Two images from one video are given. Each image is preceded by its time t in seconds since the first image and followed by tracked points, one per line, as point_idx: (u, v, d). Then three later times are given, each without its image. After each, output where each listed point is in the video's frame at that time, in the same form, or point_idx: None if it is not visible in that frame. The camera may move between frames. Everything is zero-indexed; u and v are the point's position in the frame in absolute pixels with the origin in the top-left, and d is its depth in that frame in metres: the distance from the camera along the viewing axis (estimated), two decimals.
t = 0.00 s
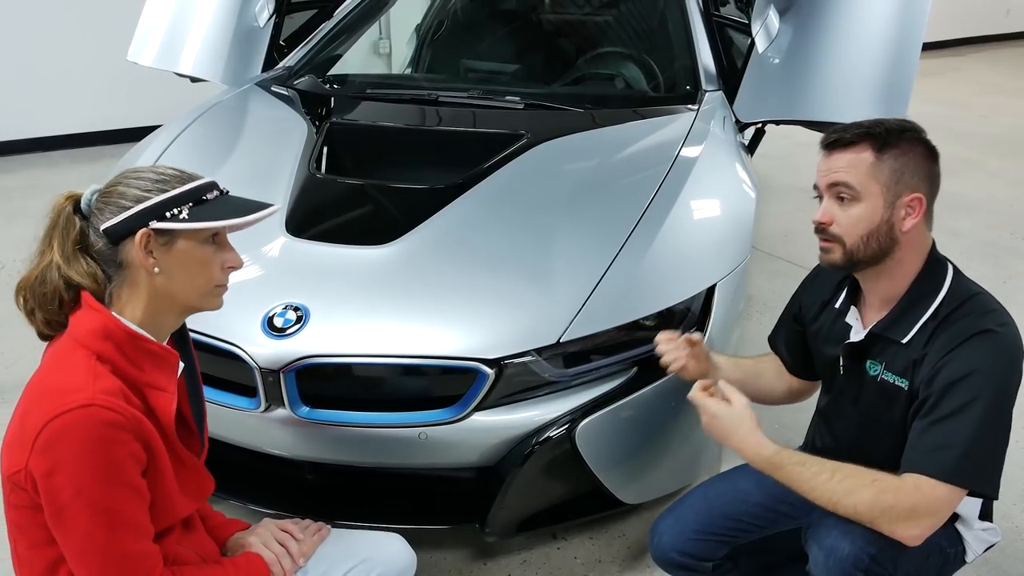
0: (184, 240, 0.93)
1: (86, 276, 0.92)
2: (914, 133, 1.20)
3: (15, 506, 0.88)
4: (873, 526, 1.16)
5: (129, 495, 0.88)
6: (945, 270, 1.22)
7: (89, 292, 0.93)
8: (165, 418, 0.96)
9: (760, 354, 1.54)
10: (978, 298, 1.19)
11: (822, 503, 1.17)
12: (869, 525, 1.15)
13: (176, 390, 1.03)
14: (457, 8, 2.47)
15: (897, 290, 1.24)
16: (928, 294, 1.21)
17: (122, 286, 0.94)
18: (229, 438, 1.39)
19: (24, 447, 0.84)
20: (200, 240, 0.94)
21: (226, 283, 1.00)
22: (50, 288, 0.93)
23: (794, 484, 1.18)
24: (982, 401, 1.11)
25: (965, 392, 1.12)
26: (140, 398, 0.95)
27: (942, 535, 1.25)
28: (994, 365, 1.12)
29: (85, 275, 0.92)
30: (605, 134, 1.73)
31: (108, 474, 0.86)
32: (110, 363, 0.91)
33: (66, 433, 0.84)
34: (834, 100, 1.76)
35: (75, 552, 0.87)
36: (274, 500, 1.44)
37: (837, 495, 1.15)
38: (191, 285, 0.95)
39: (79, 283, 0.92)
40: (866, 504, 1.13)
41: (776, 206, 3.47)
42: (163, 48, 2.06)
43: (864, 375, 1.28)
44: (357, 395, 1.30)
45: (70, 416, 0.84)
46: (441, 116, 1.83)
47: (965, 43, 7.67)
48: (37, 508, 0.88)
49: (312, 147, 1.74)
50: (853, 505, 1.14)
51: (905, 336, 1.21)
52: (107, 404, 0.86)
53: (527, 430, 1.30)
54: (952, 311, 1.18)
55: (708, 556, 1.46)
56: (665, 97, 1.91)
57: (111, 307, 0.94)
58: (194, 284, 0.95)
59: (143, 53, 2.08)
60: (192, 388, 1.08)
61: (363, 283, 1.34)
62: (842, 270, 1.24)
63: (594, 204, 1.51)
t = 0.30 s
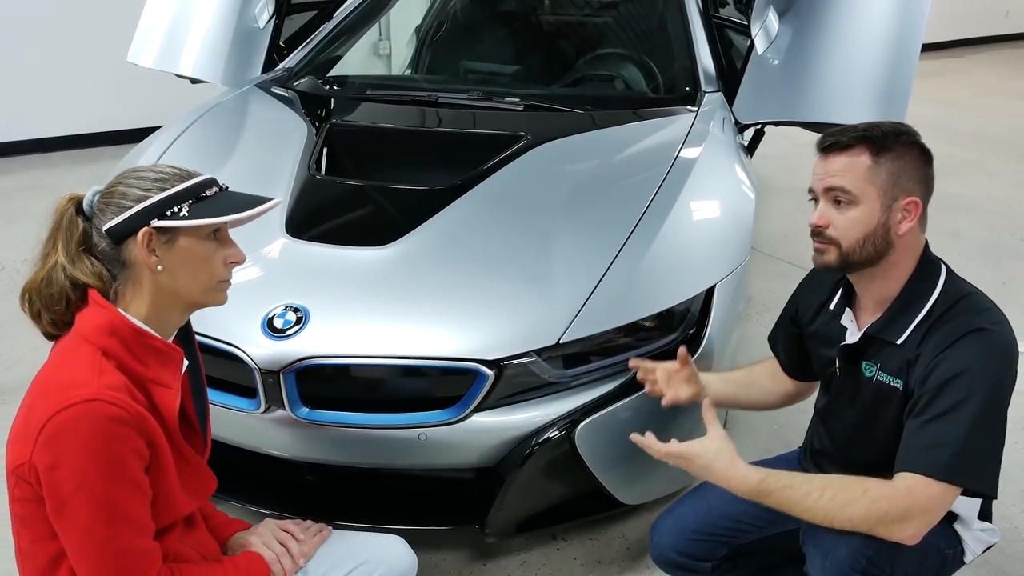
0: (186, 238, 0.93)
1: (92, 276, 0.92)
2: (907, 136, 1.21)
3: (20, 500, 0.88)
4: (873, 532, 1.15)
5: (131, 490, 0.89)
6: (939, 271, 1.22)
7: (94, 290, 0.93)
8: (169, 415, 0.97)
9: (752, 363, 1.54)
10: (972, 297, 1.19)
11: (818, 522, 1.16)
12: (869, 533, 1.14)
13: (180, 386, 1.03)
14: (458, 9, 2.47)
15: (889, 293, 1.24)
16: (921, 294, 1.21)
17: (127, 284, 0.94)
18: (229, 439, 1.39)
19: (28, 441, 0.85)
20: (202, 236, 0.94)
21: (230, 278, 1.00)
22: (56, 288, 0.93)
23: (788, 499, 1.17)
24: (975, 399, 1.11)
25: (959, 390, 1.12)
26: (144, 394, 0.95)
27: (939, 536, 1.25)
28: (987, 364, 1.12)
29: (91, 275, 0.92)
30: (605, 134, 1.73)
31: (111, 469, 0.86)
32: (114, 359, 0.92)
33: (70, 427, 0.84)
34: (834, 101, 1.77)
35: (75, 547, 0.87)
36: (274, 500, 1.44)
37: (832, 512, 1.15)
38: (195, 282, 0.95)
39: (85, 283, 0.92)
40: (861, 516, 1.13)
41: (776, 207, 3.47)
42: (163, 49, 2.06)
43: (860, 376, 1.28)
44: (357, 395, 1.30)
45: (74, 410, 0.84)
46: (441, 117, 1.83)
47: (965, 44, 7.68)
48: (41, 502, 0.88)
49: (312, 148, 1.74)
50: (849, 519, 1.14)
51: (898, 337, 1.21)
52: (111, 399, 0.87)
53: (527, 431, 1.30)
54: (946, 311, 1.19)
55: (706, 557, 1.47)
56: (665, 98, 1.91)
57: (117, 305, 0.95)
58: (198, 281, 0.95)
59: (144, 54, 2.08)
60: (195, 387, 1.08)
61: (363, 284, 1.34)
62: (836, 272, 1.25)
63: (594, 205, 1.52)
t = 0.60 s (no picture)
0: (197, 240, 0.94)
1: (101, 267, 0.92)
2: (905, 136, 1.20)
3: (25, 494, 0.88)
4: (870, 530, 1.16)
5: (136, 484, 0.89)
6: (931, 270, 1.22)
7: (101, 284, 0.93)
8: (174, 410, 0.97)
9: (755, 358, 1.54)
10: (964, 297, 1.19)
11: (819, 510, 1.17)
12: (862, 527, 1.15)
13: (185, 385, 1.03)
14: (458, 9, 2.47)
15: (882, 291, 1.25)
16: (913, 295, 1.21)
17: (133, 279, 0.94)
18: (229, 439, 1.39)
19: (34, 434, 0.85)
20: (212, 240, 0.95)
21: (233, 284, 1.00)
22: (64, 275, 0.93)
23: (794, 482, 1.17)
24: (968, 402, 1.11)
25: (953, 393, 1.12)
26: (149, 389, 0.95)
27: (937, 534, 1.25)
28: (977, 365, 1.12)
29: (99, 265, 0.92)
30: (605, 134, 1.73)
31: (116, 463, 0.86)
32: (120, 353, 0.92)
33: (76, 420, 0.84)
34: (834, 101, 1.77)
35: (79, 541, 0.87)
36: (274, 500, 1.44)
37: (834, 501, 1.15)
38: (201, 282, 0.95)
39: (94, 274, 0.92)
40: (863, 509, 1.13)
41: (777, 206, 3.47)
42: (163, 48, 2.06)
43: (854, 377, 1.28)
44: (357, 395, 1.30)
45: (81, 404, 0.84)
46: (441, 116, 1.83)
47: (965, 44, 7.68)
48: (46, 496, 0.88)
49: (312, 147, 1.74)
50: (850, 511, 1.14)
51: (892, 337, 1.22)
52: (116, 393, 0.87)
53: (527, 430, 1.30)
54: (938, 311, 1.19)
55: (706, 557, 1.47)
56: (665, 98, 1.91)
57: (122, 298, 0.94)
58: (203, 283, 0.96)
59: (144, 53, 2.08)
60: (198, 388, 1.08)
61: (363, 284, 1.34)
62: (823, 267, 1.25)
63: (595, 204, 1.52)
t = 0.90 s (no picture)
0: (193, 233, 0.94)
1: (99, 270, 0.92)
2: (896, 137, 1.20)
3: (30, 493, 0.88)
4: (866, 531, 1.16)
5: (142, 483, 0.89)
6: (932, 271, 1.22)
7: (102, 285, 0.93)
8: (178, 407, 0.97)
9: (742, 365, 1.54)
10: (967, 297, 1.20)
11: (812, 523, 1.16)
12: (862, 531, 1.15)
13: (189, 383, 1.03)
14: (458, 10, 2.47)
15: (885, 293, 1.24)
16: (915, 295, 1.21)
17: (133, 279, 0.94)
18: (229, 440, 1.39)
19: (40, 434, 0.85)
20: (208, 232, 0.95)
21: (235, 274, 1.00)
22: (62, 282, 0.93)
23: (780, 501, 1.16)
24: (971, 399, 1.12)
25: (954, 388, 1.13)
26: (153, 387, 0.95)
27: (936, 534, 1.25)
28: (980, 364, 1.12)
29: (97, 269, 0.92)
30: (604, 135, 1.74)
31: (122, 461, 0.86)
32: (124, 352, 0.92)
33: (83, 418, 0.84)
34: (833, 101, 1.77)
35: (86, 540, 0.87)
36: (274, 500, 1.44)
37: (825, 513, 1.15)
38: (202, 276, 0.96)
39: (92, 278, 0.92)
40: (855, 516, 1.13)
41: (776, 207, 3.47)
42: (164, 49, 2.06)
43: (856, 377, 1.28)
44: (357, 395, 1.30)
45: (88, 403, 0.85)
46: (441, 118, 1.84)
47: (965, 45, 7.69)
48: (53, 495, 0.88)
49: (312, 149, 1.75)
50: (843, 520, 1.14)
51: (893, 338, 1.22)
52: (122, 391, 0.87)
53: (527, 431, 1.30)
54: (940, 311, 1.19)
55: (705, 559, 1.46)
56: (665, 99, 1.92)
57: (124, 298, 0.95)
58: (203, 277, 0.96)
59: (144, 54, 2.08)
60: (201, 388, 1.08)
61: (364, 285, 1.34)
62: (824, 272, 1.26)
63: (594, 205, 1.52)
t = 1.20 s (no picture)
0: (191, 233, 0.94)
1: (98, 268, 0.92)
2: (897, 136, 1.20)
3: (27, 492, 0.89)
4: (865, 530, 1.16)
5: (137, 482, 0.89)
6: (930, 269, 1.23)
7: (100, 284, 0.93)
8: (174, 405, 0.97)
9: (746, 366, 1.54)
10: (965, 295, 1.20)
11: (811, 519, 1.17)
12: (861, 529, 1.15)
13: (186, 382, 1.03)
14: (458, 8, 2.47)
15: (880, 291, 1.25)
16: (913, 294, 1.21)
17: (131, 278, 0.94)
18: (229, 439, 1.39)
19: (34, 432, 0.85)
20: (206, 232, 0.95)
21: (232, 275, 1.00)
22: (60, 276, 0.93)
23: (780, 497, 1.17)
24: (969, 396, 1.12)
25: (951, 387, 1.13)
26: (149, 386, 0.95)
27: (935, 533, 1.25)
28: (978, 362, 1.13)
29: (95, 267, 0.92)
30: (604, 134, 1.74)
31: (116, 460, 0.87)
32: (119, 351, 0.92)
33: (76, 417, 0.84)
34: (833, 100, 1.77)
35: (81, 539, 0.87)
36: (274, 499, 1.45)
37: (824, 510, 1.16)
38: (199, 276, 0.96)
39: (90, 275, 0.92)
40: (854, 514, 1.14)
41: (776, 206, 3.47)
42: (163, 48, 2.06)
43: (853, 376, 1.28)
44: (356, 394, 1.30)
45: (82, 401, 0.85)
46: (441, 116, 1.84)
47: (965, 44, 7.69)
48: (48, 494, 0.88)
49: (312, 147, 1.75)
50: (841, 517, 1.15)
51: (891, 336, 1.22)
52: (116, 391, 0.87)
53: (526, 430, 1.30)
54: (938, 309, 1.19)
55: (704, 557, 1.46)
56: (664, 97, 1.92)
57: (121, 297, 0.95)
58: (200, 277, 0.96)
59: (144, 53, 2.08)
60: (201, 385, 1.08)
61: (364, 284, 1.34)
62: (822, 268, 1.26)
63: (594, 203, 1.52)
